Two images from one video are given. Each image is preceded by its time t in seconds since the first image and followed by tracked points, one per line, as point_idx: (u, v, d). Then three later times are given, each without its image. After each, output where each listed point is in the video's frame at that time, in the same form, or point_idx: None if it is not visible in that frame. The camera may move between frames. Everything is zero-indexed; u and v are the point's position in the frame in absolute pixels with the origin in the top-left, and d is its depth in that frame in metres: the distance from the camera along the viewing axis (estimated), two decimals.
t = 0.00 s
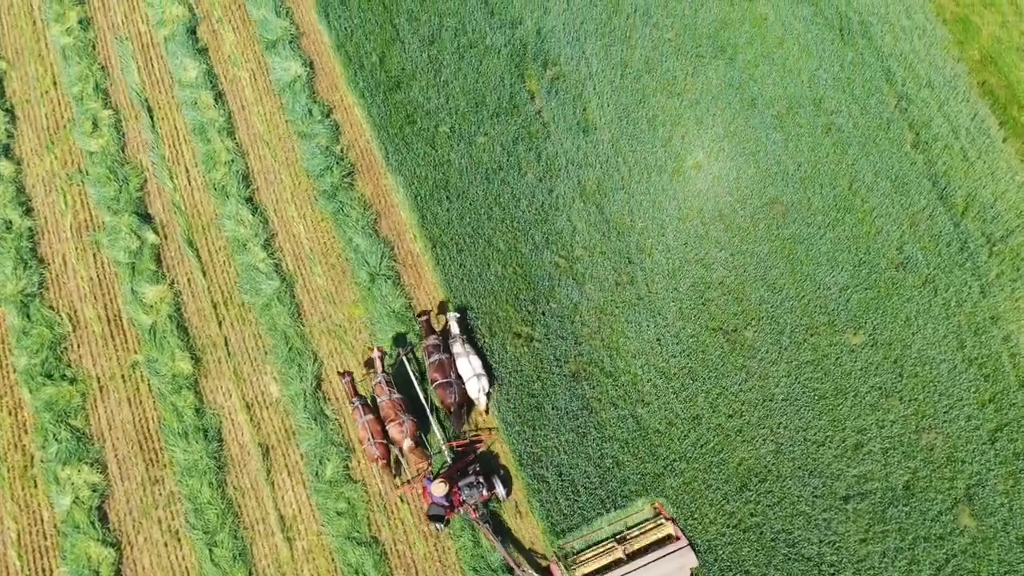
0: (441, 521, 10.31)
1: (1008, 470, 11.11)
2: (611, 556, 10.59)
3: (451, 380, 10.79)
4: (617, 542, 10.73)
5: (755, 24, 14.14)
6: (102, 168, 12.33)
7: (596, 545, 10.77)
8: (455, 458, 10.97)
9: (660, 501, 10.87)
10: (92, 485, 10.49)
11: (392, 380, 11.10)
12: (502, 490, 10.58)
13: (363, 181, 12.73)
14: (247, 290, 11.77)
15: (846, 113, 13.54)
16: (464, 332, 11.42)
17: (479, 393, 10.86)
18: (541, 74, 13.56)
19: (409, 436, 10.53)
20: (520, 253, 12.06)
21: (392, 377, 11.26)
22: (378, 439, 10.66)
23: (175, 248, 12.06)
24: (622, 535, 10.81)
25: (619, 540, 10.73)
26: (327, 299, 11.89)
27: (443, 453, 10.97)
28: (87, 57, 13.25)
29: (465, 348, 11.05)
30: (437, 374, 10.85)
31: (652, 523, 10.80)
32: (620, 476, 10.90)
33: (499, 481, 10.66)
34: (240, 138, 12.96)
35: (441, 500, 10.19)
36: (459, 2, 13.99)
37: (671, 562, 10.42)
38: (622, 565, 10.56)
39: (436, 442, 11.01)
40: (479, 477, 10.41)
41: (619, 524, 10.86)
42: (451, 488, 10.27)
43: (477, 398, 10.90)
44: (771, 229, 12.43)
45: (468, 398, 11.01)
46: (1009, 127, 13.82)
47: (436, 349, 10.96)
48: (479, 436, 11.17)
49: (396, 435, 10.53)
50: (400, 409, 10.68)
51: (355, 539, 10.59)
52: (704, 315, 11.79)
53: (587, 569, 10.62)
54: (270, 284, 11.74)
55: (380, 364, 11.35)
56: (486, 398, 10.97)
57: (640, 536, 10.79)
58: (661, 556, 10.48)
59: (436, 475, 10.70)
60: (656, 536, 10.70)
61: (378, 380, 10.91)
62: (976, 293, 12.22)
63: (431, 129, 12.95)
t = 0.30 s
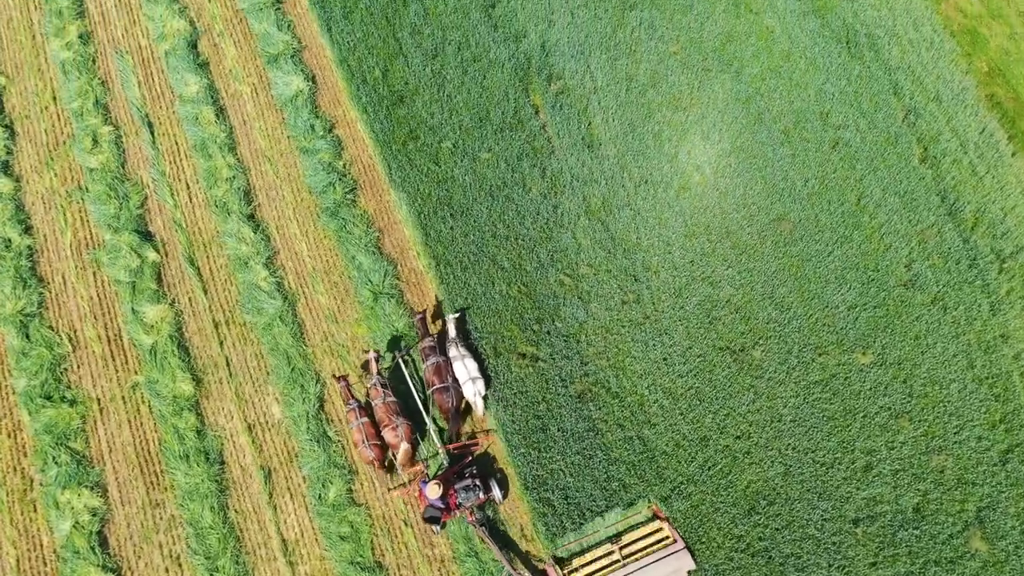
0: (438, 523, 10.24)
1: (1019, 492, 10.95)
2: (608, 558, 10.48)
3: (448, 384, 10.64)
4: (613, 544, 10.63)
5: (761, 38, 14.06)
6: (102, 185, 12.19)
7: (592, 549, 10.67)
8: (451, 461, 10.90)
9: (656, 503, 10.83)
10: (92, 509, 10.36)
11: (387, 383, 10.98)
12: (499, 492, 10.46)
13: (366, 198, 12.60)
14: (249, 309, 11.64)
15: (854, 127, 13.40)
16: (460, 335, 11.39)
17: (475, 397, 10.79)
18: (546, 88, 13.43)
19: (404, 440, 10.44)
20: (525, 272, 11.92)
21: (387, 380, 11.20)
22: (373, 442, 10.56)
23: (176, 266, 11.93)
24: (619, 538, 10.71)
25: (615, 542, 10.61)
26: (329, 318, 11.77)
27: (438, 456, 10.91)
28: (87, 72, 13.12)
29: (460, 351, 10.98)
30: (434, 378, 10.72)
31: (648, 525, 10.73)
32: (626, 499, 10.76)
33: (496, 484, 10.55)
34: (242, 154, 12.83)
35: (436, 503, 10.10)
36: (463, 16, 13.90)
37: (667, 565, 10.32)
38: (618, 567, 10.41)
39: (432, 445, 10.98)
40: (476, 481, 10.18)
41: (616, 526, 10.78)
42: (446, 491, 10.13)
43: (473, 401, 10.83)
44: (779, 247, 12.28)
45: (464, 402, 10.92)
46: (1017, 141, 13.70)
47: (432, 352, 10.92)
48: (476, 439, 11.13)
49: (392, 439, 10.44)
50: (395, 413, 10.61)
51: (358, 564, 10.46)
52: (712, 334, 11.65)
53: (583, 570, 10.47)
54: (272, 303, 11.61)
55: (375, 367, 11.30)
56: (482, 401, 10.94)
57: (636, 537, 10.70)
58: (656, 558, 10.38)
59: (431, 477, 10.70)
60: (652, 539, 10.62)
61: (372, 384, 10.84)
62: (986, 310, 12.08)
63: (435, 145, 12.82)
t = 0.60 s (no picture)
0: (433, 525, 10.16)
1: None
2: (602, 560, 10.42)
3: (445, 383, 10.59)
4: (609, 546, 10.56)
5: (766, 50, 13.93)
6: (102, 201, 12.06)
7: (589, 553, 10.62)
8: (447, 463, 10.87)
9: (652, 504, 10.76)
10: (92, 532, 10.25)
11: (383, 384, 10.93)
12: (495, 494, 10.40)
13: (369, 213, 12.47)
14: (250, 327, 11.51)
15: (861, 141, 13.26)
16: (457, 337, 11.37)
17: (471, 398, 10.73)
18: (550, 101, 13.30)
19: (401, 440, 10.34)
20: (530, 289, 11.79)
21: (383, 381, 11.12)
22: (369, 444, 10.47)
23: (176, 284, 11.81)
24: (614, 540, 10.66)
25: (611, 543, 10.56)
26: (332, 336, 11.65)
27: (434, 457, 10.85)
28: (87, 86, 12.99)
29: (457, 352, 10.94)
30: (430, 377, 10.66)
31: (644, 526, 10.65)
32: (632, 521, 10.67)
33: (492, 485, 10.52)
34: (244, 169, 12.70)
35: (432, 504, 10.01)
36: (466, 28, 13.78)
37: (663, 566, 10.22)
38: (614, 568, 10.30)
39: (428, 446, 10.88)
40: (472, 482, 10.23)
41: (611, 528, 10.74)
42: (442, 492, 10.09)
43: (468, 402, 10.78)
44: (786, 263, 12.14)
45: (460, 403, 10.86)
46: None
47: (429, 352, 10.88)
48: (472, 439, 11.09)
49: (388, 439, 10.34)
50: (391, 413, 10.52)
51: None
52: (719, 353, 11.52)
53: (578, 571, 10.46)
54: (274, 321, 11.48)
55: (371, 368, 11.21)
56: (476, 402, 10.91)
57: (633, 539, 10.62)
58: (652, 558, 10.28)
59: (428, 479, 10.61)
60: (649, 540, 10.52)
61: (368, 384, 10.75)
62: (996, 327, 11.94)
63: (438, 160, 12.69)
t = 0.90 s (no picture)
0: (429, 525, 10.23)
1: None
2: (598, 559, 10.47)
3: (439, 384, 10.61)
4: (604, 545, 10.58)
5: (772, 61, 13.81)
6: (102, 216, 11.93)
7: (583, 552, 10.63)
8: (443, 463, 10.88)
9: (648, 504, 10.73)
10: (91, 554, 10.14)
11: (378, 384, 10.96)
12: (491, 494, 10.39)
13: (371, 228, 12.34)
14: (252, 345, 11.38)
15: (868, 153, 13.12)
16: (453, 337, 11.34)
17: (465, 399, 10.75)
18: (554, 114, 13.17)
19: (395, 440, 10.37)
20: (534, 306, 11.66)
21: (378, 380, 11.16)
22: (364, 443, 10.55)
23: (177, 300, 11.68)
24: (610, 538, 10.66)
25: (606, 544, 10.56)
26: (334, 354, 11.54)
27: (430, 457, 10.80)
28: (87, 99, 12.87)
29: (453, 353, 10.90)
30: (425, 377, 10.66)
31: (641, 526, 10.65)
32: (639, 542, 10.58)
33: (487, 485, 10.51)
34: (245, 183, 12.57)
35: (426, 503, 10.12)
36: (469, 40, 13.66)
37: (659, 567, 10.27)
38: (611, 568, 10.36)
39: (423, 445, 10.85)
40: (467, 482, 10.27)
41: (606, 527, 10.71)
42: (437, 491, 10.18)
43: (463, 402, 10.80)
44: (794, 278, 12.00)
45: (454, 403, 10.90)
46: None
47: (424, 352, 10.82)
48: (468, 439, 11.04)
49: (382, 439, 10.38)
50: (385, 413, 10.57)
51: None
52: (726, 371, 11.38)
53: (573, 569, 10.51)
54: (275, 339, 11.35)
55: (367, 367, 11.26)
56: (472, 402, 10.91)
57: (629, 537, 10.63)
58: (648, 560, 10.32)
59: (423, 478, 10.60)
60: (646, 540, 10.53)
61: (363, 383, 10.82)
62: (1005, 344, 11.80)
63: (441, 174, 12.56)
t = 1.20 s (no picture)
0: (422, 523, 10.06)
1: None
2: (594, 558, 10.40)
3: (429, 382, 10.53)
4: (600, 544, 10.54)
5: (778, 72, 13.68)
6: (101, 231, 11.80)
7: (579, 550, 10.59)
8: (437, 461, 10.89)
9: (642, 503, 10.69)
10: None
11: (372, 383, 10.95)
12: (485, 493, 10.38)
13: (373, 242, 12.22)
14: (253, 361, 11.26)
15: (875, 166, 13.00)
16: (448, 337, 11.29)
17: (460, 398, 10.59)
18: (557, 126, 13.05)
19: (388, 438, 10.34)
20: (538, 321, 11.54)
21: (372, 379, 11.14)
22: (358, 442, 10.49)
23: (177, 316, 11.56)
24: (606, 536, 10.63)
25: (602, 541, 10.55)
26: (336, 370, 11.42)
27: (424, 455, 10.87)
28: (86, 111, 12.75)
29: (446, 352, 10.85)
30: (416, 376, 10.62)
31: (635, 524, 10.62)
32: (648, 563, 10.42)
33: (482, 484, 10.46)
34: (245, 197, 12.44)
35: (421, 502, 9.90)
36: (472, 50, 13.54)
37: (653, 565, 10.20)
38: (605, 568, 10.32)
39: (417, 443, 10.90)
40: (461, 481, 10.13)
41: (602, 525, 10.68)
42: (432, 490, 9.98)
43: (459, 402, 10.65)
44: (800, 293, 11.87)
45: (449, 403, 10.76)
46: None
47: (416, 350, 10.82)
48: (464, 438, 11.04)
49: (376, 437, 10.35)
50: (379, 411, 10.55)
51: None
52: (732, 388, 11.25)
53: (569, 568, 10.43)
54: (277, 355, 11.23)
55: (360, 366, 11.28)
56: (468, 402, 10.74)
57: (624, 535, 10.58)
58: (642, 558, 10.27)
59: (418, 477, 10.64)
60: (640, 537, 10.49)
61: (356, 382, 10.80)
62: (1015, 359, 11.64)
63: (444, 187, 12.43)
